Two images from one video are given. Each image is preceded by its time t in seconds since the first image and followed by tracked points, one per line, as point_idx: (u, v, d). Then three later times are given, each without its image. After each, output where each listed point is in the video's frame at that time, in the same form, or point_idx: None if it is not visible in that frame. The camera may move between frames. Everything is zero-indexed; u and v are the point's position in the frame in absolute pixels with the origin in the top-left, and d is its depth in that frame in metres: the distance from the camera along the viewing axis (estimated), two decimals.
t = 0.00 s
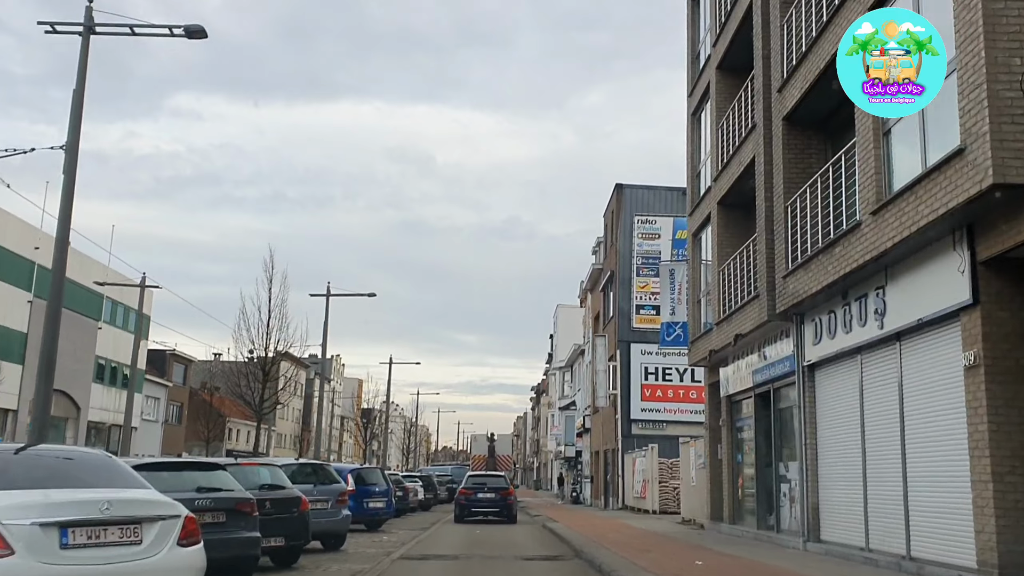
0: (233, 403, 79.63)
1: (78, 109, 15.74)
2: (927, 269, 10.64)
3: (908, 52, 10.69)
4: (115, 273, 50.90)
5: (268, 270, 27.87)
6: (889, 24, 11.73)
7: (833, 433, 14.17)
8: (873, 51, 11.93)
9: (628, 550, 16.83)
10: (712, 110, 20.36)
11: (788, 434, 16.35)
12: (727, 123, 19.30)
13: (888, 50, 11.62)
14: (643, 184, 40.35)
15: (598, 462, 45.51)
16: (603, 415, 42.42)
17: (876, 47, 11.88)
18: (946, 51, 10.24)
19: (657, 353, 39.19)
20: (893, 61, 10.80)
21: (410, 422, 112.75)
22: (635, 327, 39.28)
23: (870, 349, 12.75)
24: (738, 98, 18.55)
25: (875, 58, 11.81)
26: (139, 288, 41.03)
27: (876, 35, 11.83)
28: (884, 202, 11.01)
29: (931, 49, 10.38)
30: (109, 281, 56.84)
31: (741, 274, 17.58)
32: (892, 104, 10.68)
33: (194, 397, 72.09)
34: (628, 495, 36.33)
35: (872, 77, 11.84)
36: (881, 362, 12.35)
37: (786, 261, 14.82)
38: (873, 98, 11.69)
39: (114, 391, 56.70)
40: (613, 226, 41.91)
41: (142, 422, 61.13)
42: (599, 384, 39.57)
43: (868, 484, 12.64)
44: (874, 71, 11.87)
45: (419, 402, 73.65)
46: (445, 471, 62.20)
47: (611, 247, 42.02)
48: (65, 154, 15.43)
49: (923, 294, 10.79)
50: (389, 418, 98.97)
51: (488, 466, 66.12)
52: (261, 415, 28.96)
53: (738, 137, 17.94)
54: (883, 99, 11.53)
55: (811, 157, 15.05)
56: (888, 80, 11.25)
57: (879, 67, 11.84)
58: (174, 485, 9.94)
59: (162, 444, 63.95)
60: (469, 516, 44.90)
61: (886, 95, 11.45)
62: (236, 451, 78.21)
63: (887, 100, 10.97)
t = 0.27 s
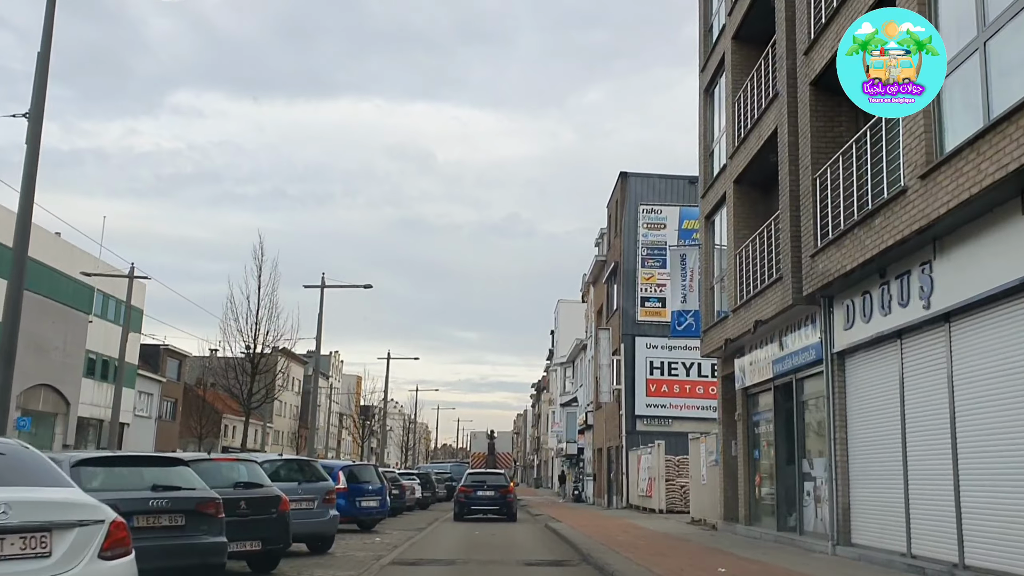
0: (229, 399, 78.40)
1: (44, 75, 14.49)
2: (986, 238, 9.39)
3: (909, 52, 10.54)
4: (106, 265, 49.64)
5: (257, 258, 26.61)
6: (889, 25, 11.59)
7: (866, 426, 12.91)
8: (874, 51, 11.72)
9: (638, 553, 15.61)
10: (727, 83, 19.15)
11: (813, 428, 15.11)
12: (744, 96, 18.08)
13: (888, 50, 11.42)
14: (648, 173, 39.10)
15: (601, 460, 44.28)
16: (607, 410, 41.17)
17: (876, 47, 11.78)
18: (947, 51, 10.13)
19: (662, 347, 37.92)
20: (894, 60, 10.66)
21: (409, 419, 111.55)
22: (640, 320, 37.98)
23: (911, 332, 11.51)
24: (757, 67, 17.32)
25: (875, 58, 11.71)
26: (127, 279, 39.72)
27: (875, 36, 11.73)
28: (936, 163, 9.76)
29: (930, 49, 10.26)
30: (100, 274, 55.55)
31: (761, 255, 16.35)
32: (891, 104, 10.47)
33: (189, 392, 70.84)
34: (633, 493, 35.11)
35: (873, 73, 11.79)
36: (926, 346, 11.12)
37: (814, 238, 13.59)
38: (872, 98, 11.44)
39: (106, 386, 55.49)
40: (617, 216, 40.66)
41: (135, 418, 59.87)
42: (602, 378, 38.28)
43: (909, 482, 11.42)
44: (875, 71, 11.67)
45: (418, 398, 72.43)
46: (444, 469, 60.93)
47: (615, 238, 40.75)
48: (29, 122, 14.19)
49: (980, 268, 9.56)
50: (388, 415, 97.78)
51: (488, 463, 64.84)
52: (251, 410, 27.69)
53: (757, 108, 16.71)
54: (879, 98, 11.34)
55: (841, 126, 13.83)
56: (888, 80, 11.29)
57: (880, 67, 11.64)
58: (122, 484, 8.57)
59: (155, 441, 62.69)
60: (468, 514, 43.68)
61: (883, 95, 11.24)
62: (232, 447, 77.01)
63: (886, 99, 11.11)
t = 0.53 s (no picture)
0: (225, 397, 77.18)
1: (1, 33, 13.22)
2: None
3: (908, 53, 11.05)
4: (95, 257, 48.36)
5: (245, 245, 25.35)
6: (891, 26, 11.60)
7: (908, 418, 11.66)
8: (873, 51, 11.71)
9: (651, 559, 14.34)
10: (744, 53, 17.91)
11: (842, 422, 13.88)
12: (763, 64, 16.82)
13: (888, 50, 11.43)
14: (653, 161, 37.80)
15: (603, 458, 42.97)
16: (609, 407, 39.86)
17: (877, 48, 11.64)
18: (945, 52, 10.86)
19: (668, 341, 36.65)
20: (896, 60, 11.05)
21: (408, 417, 110.36)
22: (645, 314, 36.71)
23: (964, 312, 10.23)
24: (779, 33, 16.07)
25: (876, 59, 11.57)
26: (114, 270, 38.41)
27: (877, 36, 11.62)
28: (1003, 114, 8.50)
29: (930, 49, 10.89)
30: (91, 267, 54.29)
31: (784, 235, 15.13)
32: (895, 102, 10.83)
33: (183, 389, 69.56)
34: (638, 492, 33.83)
35: (871, 77, 11.55)
36: (982, 327, 9.85)
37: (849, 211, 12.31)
38: (872, 98, 11.35)
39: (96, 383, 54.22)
40: (620, 206, 39.35)
41: (126, 414, 58.55)
42: (605, 374, 36.95)
43: (965, 481, 10.13)
44: (873, 72, 11.63)
45: (416, 396, 71.15)
46: (442, 467, 59.60)
47: (618, 229, 39.41)
48: None
49: None
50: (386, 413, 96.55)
51: (487, 461, 63.49)
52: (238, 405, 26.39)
53: (780, 75, 15.47)
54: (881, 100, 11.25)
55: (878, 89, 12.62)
56: (889, 82, 11.15)
57: (879, 67, 11.61)
58: (53, 483, 7.19)
59: (148, 437, 61.41)
60: (467, 513, 42.40)
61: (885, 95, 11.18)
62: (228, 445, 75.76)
63: (887, 103, 10.98)
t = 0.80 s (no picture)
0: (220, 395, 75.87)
1: None
2: None
3: (908, 53, 11.08)
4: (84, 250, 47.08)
5: (232, 231, 24.13)
6: (889, 24, 11.63)
7: (957, 409, 10.38)
8: (873, 51, 11.74)
9: (666, 566, 13.13)
10: (763, 21, 16.74)
11: (877, 415, 12.64)
12: (786, 31, 15.66)
13: (887, 51, 11.43)
14: (659, 149, 36.58)
15: (606, 457, 41.72)
16: (612, 405, 38.57)
17: (877, 48, 11.69)
18: (946, 52, 10.83)
19: (674, 336, 35.33)
20: (895, 60, 11.06)
21: (407, 416, 109.03)
22: (650, 307, 35.46)
23: None
24: None
25: (876, 59, 11.62)
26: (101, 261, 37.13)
27: (877, 36, 11.64)
28: None
29: (931, 49, 10.93)
30: (81, 260, 52.99)
31: (810, 212, 13.94)
32: (895, 103, 10.94)
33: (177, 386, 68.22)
34: (643, 492, 32.58)
35: (871, 77, 11.64)
36: None
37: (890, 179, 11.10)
38: (872, 98, 11.52)
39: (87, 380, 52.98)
40: (624, 196, 38.13)
41: (118, 412, 57.24)
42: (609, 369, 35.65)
43: None
44: (873, 72, 11.68)
45: (415, 394, 69.87)
46: (441, 467, 58.29)
47: (622, 220, 38.12)
48: None
49: None
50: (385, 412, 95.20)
51: (487, 460, 62.17)
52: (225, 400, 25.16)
53: (807, 40, 14.30)
54: (882, 99, 11.36)
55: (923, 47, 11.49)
56: (889, 81, 11.22)
57: (879, 67, 11.64)
58: None
59: (140, 435, 60.08)
60: (466, 513, 41.16)
61: (884, 95, 11.30)
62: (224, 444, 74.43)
63: (888, 100, 11.14)
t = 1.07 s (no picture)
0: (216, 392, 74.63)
1: None
2: None
3: (908, 53, 10.47)
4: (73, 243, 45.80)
5: (218, 217, 22.90)
6: (890, 24, 11.23)
7: (1023, 399, 9.12)
8: (873, 52, 11.46)
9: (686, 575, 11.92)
10: None
11: (921, 410, 11.39)
12: None
13: (889, 49, 10.93)
14: (666, 136, 35.30)
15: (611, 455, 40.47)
16: (617, 402, 37.33)
17: (877, 48, 11.37)
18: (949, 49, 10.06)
19: (681, 330, 34.08)
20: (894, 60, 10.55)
21: (406, 414, 107.79)
22: (656, 300, 34.24)
23: None
24: None
25: (876, 60, 11.30)
26: (89, 253, 35.87)
27: (877, 36, 11.34)
28: None
29: (931, 49, 10.20)
30: (72, 254, 51.68)
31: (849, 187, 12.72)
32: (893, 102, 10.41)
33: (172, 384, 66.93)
34: (650, 492, 31.36)
35: (872, 78, 11.26)
36: None
37: (944, 141, 9.90)
38: (872, 98, 11.08)
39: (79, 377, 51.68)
40: (629, 186, 36.85)
41: (111, 409, 55.95)
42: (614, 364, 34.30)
43: None
44: (874, 72, 11.34)
45: (414, 391, 68.61)
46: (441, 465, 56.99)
47: (628, 211, 36.81)
48: None
49: None
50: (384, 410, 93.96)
51: (488, 459, 60.92)
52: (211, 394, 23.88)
53: None
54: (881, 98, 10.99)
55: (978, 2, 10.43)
56: (887, 83, 10.79)
57: (880, 67, 11.31)
58: None
59: (134, 433, 58.80)
60: (467, 513, 39.95)
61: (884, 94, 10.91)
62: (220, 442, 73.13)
63: (885, 101, 10.70)
